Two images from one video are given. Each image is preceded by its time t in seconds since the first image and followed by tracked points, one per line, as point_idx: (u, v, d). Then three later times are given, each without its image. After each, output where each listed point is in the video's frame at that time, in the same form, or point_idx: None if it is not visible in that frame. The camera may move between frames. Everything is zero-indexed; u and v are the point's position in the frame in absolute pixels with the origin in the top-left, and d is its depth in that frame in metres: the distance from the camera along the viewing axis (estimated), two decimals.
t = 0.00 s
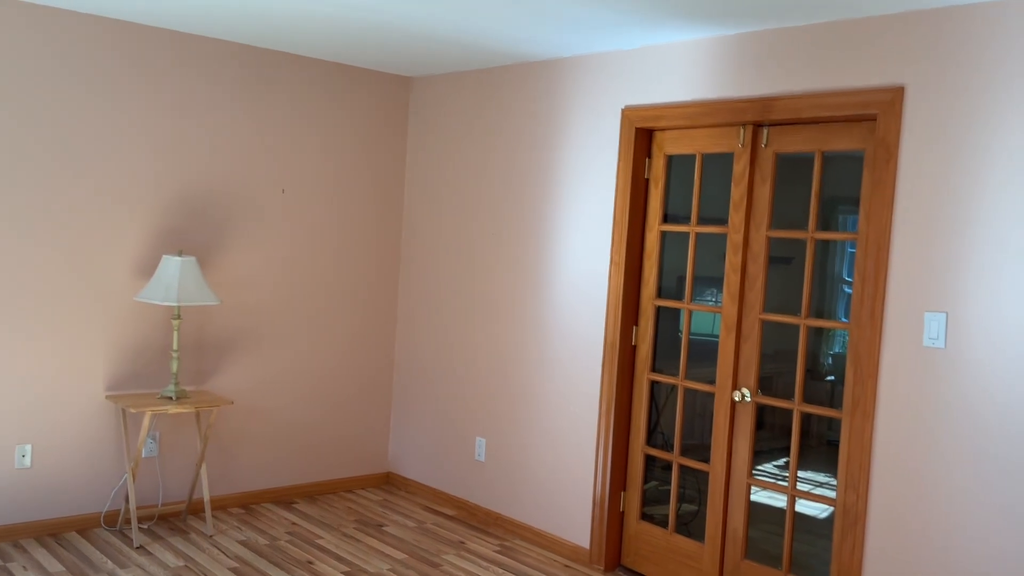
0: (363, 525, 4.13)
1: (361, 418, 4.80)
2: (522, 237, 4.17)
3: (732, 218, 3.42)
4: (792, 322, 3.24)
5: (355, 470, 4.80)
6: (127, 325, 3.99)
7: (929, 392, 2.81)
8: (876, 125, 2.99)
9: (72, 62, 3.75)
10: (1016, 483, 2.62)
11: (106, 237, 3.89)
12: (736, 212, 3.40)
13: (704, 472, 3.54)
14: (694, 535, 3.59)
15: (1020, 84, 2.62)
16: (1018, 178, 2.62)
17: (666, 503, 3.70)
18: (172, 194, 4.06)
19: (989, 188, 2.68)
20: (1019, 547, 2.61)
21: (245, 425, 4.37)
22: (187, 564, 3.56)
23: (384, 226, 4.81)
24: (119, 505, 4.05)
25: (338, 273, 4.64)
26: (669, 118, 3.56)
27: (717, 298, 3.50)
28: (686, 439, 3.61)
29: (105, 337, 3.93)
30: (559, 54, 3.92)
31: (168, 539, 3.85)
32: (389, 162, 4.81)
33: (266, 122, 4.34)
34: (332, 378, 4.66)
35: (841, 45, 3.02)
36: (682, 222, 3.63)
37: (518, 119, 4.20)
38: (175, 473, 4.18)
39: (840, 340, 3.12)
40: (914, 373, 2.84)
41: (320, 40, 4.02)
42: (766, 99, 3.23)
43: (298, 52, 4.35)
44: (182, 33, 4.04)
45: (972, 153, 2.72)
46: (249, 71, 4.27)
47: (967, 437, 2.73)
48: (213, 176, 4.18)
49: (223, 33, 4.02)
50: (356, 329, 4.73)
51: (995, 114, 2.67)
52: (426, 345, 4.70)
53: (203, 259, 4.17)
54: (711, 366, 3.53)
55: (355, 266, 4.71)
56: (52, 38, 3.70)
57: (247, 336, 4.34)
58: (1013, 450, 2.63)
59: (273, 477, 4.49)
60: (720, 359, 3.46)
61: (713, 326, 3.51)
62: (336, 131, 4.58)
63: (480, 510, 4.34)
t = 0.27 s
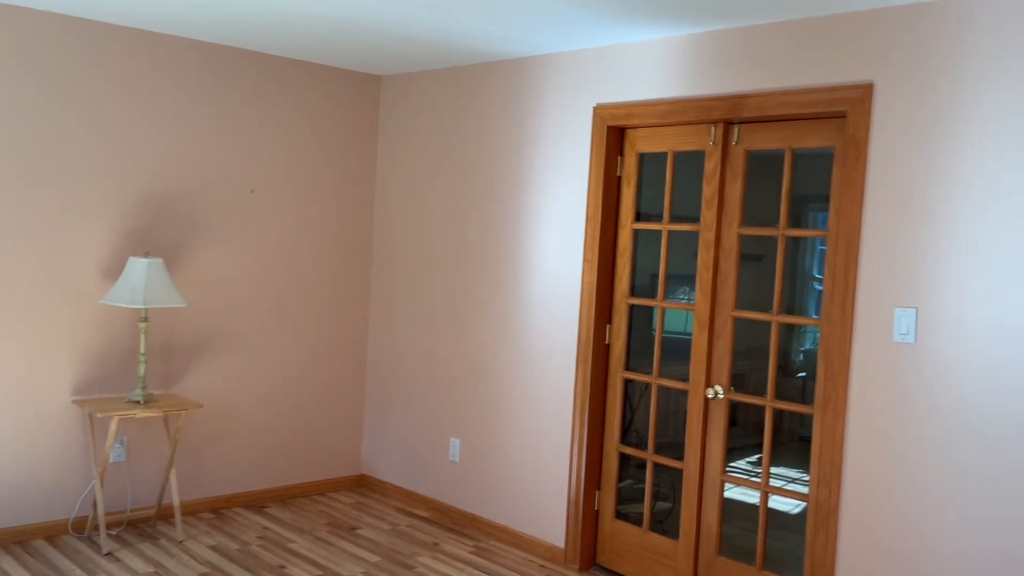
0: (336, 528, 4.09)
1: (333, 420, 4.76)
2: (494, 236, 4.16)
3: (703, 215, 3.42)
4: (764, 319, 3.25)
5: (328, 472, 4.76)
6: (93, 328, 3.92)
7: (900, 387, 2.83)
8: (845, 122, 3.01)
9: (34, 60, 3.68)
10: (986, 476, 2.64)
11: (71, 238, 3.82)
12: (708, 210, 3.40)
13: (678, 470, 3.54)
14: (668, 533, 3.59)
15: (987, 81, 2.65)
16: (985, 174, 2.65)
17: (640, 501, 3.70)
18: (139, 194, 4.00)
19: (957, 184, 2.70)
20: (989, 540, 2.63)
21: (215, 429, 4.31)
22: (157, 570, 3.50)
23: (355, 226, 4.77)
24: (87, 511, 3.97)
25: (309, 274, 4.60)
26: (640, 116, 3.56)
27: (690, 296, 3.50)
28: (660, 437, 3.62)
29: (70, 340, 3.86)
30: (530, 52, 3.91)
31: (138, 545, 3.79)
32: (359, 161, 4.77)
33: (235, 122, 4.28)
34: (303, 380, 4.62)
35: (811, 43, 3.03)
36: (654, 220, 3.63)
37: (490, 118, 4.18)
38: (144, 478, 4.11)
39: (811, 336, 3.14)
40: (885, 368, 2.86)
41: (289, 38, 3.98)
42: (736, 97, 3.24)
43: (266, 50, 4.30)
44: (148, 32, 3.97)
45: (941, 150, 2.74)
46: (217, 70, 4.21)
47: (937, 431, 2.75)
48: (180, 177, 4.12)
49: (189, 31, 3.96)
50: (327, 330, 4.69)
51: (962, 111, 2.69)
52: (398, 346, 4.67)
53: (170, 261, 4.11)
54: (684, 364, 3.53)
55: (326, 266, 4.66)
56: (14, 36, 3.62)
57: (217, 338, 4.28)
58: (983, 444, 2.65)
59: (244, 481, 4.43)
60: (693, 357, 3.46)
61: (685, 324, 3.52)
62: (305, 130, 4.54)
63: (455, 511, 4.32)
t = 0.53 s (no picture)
0: (313, 550, 4.06)
1: (311, 439, 4.73)
2: (472, 254, 4.16)
3: (678, 232, 3.44)
4: (739, 335, 3.27)
5: (306, 492, 4.72)
6: (67, 350, 3.88)
7: (874, 402, 2.85)
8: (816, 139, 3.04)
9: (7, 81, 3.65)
10: (959, 490, 2.66)
11: (44, 259, 3.79)
12: (682, 227, 3.42)
13: (657, 486, 3.54)
14: (648, 549, 3.59)
15: (954, 99, 2.69)
16: (953, 191, 2.68)
17: (619, 518, 3.70)
18: (113, 215, 3.97)
19: (927, 201, 2.73)
20: (963, 553, 2.65)
21: (192, 450, 4.27)
22: None
23: (332, 245, 4.75)
24: (61, 535, 3.92)
25: (286, 293, 4.58)
26: (614, 134, 3.58)
27: (667, 311, 3.52)
28: (638, 453, 3.62)
29: (43, 363, 3.82)
30: (506, 70, 3.92)
31: (113, 569, 3.74)
32: (336, 180, 4.76)
33: (210, 141, 4.27)
34: (281, 399, 4.59)
35: (782, 62, 3.07)
36: (630, 237, 3.65)
37: (466, 136, 4.19)
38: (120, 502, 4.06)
39: (787, 351, 3.16)
40: (859, 383, 2.88)
41: (264, 58, 3.98)
42: (709, 115, 3.27)
43: (242, 70, 4.30)
44: (122, 52, 3.96)
45: (910, 167, 2.77)
46: (192, 89, 4.20)
47: (911, 445, 2.77)
48: (155, 197, 4.10)
49: (164, 51, 3.95)
50: (305, 349, 4.67)
51: (930, 129, 2.73)
52: (376, 364, 4.66)
53: (145, 281, 4.08)
54: (661, 380, 3.54)
55: (303, 285, 4.64)
56: None
57: (192, 358, 4.25)
58: (956, 458, 2.67)
59: (221, 502, 4.39)
60: (670, 372, 3.48)
61: (662, 339, 3.53)
62: (281, 149, 4.53)
63: (434, 530, 4.30)
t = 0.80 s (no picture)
0: (294, 550, 4.05)
1: (291, 439, 4.71)
2: (450, 251, 4.15)
3: (656, 228, 3.45)
4: (718, 330, 3.29)
5: (286, 492, 4.70)
6: (41, 352, 3.84)
7: (851, 395, 2.87)
8: (791, 135, 3.06)
9: None
10: (935, 482, 2.69)
11: (18, 261, 3.74)
12: (660, 223, 3.43)
13: (637, 482, 3.56)
14: (628, 544, 3.60)
15: (928, 94, 2.71)
16: (927, 186, 2.71)
17: (600, 513, 3.71)
18: (87, 215, 3.93)
19: (902, 195, 2.76)
20: (939, 544, 2.68)
21: (170, 451, 4.24)
22: None
23: (310, 243, 4.73)
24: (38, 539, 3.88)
25: (264, 292, 4.55)
26: (592, 130, 3.58)
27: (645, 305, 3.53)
28: (619, 448, 3.63)
29: (17, 365, 3.78)
30: (483, 67, 3.92)
31: (91, 572, 3.71)
32: (313, 178, 4.74)
33: (185, 140, 4.24)
34: (259, 399, 4.56)
35: (757, 58, 3.08)
36: (608, 233, 3.66)
37: (443, 133, 4.19)
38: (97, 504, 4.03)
39: (766, 345, 3.17)
40: (836, 377, 2.91)
41: (240, 55, 3.95)
42: (685, 111, 3.28)
43: (217, 68, 4.26)
44: (95, 50, 3.92)
45: (884, 162, 2.79)
46: (166, 87, 4.16)
47: (887, 438, 2.79)
48: (130, 196, 4.06)
49: (138, 49, 3.91)
50: (283, 348, 4.65)
51: (905, 123, 2.75)
52: (356, 362, 4.64)
53: (121, 282, 4.04)
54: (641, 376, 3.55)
55: (281, 284, 4.62)
56: None
57: (170, 358, 4.22)
58: (932, 451, 2.70)
59: (200, 503, 4.36)
60: (649, 368, 3.49)
61: (641, 335, 3.54)
62: (258, 147, 4.50)
63: (415, 529, 4.30)
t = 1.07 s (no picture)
0: (271, 537, 4.02)
1: (267, 425, 4.67)
2: (425, 235, 4.13)
3: (631, 210, 3.44)
4: (694, 311, 3.29)
5: (262, 479, 4.67)
6: (10, 341, 3.77)
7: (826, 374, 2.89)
8: (766, 116, 3.06)
9: None
10: (909, 460, 2.71)
11: None
12: (636, 204, 3.42)
13: (615, 463, 3.57)
14: (606, 525, 3.62)
15: (900, 73, 2.71)
16: (901, 165, 2.71)
17: (578, 495, 3.72)
18: (54, 201, 3.86)
19: (875, 175, 2.76)
20: (913, 521, 2.71)
21: (144, 439, 4.20)
22: None
23: (283, 228, 4.68)
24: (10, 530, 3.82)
25: (237, 278, 4.50)
26: (566, 112, 3.57)
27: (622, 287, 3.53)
28: (596, 430, 3.64)
29: None
30: (456, 49, 3.88)
31: (65, 562, 3.67)
32: (285, 162, 4.68)
33: (154, 123, 4.17)
34: (234, 385, 4.53)
35: (732, 38, 3.07)
36: (584, 215, 3.65)
37: (417, 116, 4.15)
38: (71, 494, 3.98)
39: (742, 325, 3.19)
40: (811, 357, 2.92)
41: (209, 37, 3.88)
42: (660, 92, 3.27)
43: (186, 50, 4.19)
44: (59, 32, 3.84)
45: (858, 142, 2.80)
46: (134, 70, 4.09)
47: (862, 417, 2.81)
48: (99, 181, 3.99)
49: (104, 31, 3.84)
50: (258, 334, 4.61)
51: (877, 103, 2.75)
52: (331, 348, 4.61)
53: (90, 269, 3.98)
54: (618, 358, 3.55)
55: (255, 270, 4.57)
56: None
57: (142, 346, 4.17)
58: (905, 429, 2.72)
59: (175, 491, 4.32)
60: (626, 350, 3.49)
61: (617, 317, 3.54)
62: (229, 131, 4.44)
63: (393, 513, 4.29)
